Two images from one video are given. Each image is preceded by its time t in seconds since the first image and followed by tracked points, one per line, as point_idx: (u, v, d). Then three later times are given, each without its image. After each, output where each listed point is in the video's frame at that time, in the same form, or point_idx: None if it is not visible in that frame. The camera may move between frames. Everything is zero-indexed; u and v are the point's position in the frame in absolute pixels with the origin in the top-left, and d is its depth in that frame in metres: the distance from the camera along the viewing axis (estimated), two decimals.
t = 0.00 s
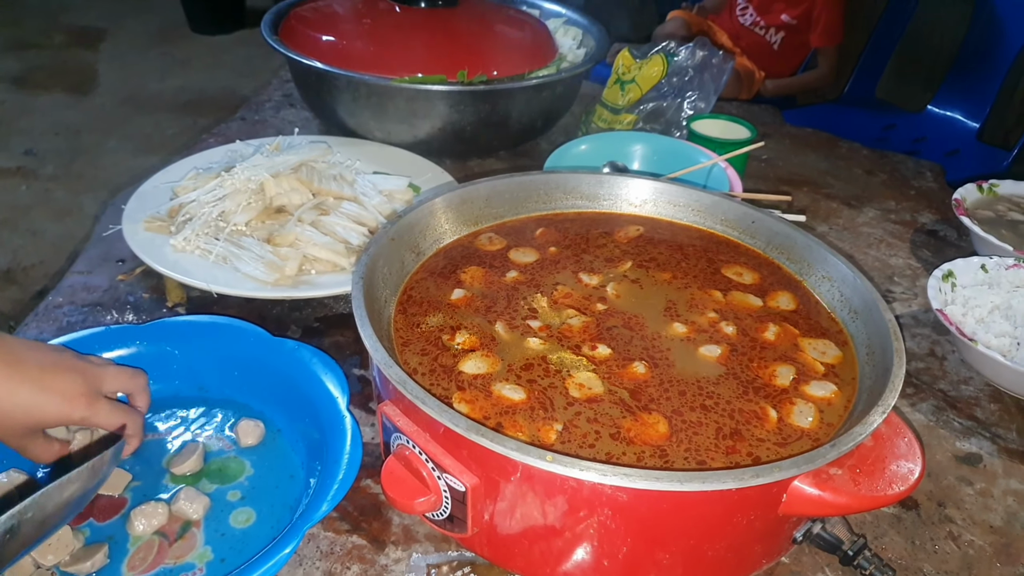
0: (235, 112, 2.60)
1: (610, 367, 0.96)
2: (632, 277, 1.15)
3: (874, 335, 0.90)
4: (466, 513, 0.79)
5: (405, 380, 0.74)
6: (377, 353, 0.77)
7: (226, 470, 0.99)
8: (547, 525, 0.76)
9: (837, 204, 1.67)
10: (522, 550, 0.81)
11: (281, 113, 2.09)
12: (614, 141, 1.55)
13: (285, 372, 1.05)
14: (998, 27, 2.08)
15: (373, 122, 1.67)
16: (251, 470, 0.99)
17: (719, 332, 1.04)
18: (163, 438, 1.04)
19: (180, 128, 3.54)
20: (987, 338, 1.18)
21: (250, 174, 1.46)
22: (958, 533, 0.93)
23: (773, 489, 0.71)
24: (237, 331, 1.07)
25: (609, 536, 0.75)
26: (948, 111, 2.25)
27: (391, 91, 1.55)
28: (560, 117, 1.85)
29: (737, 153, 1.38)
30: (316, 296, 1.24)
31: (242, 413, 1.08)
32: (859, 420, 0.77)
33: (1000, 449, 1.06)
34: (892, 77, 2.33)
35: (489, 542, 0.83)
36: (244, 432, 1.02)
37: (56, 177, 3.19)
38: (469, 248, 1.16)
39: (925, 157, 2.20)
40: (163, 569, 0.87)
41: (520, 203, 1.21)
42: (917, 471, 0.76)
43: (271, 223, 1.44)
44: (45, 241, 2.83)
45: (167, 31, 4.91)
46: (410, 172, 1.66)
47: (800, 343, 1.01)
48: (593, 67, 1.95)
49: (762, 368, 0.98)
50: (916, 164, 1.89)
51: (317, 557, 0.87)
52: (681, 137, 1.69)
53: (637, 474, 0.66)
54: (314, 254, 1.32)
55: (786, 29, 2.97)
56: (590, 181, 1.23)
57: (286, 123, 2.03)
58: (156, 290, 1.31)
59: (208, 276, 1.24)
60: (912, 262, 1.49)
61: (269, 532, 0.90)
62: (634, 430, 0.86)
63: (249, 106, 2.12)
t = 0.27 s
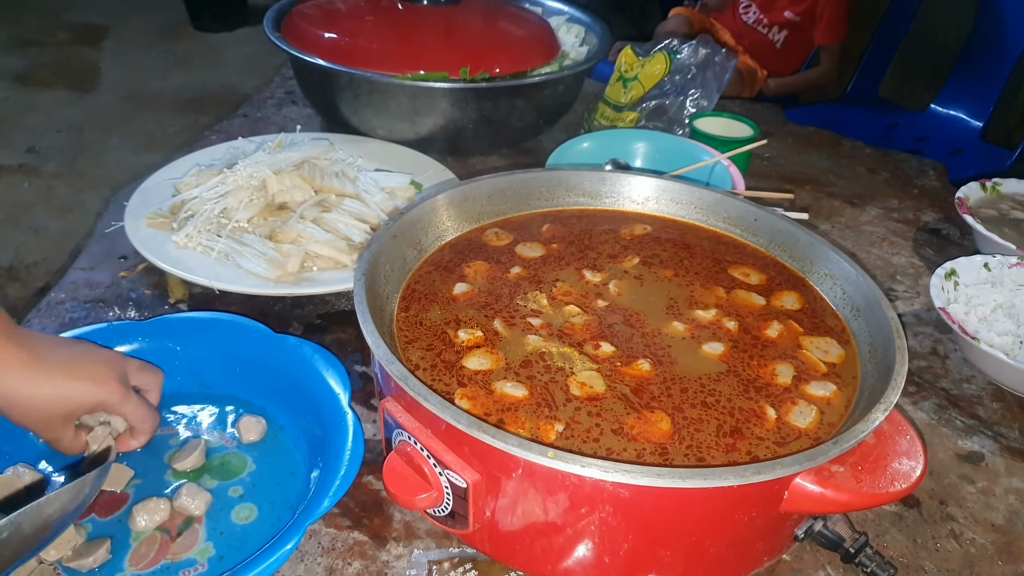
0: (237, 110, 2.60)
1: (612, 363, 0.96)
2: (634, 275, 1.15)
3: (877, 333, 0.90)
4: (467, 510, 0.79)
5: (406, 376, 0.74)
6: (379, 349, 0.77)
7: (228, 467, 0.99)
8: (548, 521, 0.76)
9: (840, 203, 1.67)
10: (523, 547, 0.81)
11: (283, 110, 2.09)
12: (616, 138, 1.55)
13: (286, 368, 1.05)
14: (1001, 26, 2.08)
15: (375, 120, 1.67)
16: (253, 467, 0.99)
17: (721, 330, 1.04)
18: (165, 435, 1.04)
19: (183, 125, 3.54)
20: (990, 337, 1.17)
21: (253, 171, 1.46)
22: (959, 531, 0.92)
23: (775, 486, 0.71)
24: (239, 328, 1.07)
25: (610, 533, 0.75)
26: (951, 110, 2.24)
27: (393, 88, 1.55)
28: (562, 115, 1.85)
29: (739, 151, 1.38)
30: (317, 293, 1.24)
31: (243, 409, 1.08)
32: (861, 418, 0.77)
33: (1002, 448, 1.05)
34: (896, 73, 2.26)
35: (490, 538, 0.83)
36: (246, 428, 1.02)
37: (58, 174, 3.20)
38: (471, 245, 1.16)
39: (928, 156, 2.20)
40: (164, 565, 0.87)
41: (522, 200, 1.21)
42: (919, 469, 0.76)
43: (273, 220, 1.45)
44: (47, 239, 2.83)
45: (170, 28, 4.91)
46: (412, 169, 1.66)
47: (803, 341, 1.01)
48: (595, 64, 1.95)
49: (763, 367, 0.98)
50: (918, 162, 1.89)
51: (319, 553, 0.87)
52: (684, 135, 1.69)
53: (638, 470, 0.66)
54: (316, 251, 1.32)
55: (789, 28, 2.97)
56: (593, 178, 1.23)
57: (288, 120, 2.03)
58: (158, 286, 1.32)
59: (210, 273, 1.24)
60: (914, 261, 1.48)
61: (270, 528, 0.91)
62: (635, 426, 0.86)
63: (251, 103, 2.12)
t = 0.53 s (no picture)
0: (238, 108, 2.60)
1: (613, 361, 0.96)
2: (635, 273, 1.15)
3: (879, 330, 0.90)
4: (468, 507, 0.79)
5: (407, 374, 0.74)
6: (380, 347, 0.77)
7: (229, 463, 0.99)
8: (550, 519, 0.76)
9: (841, 201, 1.66)
10: (524, 544, 0.81)
11: (285, 108, 2.09)
12: (618, 136, 1.55)
13: (287, 365, 1.05)
14: (1004, 24, 2.07)
15: (376, 117, 1.67)
16: (253, 464, 0.99)
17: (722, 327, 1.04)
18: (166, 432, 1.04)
19: (185, 123, 3.55)
20: (992, 335, 1.17)
21: (254, 168, 1.46)
22: (961, 529, 0.92)
23: (776, 483, 0.71)
24: (240, 325, 1.07)
25: (612, 531, 0.75)
26: (953, 108, 2.23)
27: (395, 86, 1.55)
28: (564, 113, 1.85)
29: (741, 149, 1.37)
30: (319, 290, 1.24)
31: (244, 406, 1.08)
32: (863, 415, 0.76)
33: (1004, 446, 1.05)
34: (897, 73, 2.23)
35: (491, 536, 0.83)
36: (247, 425, 1.02)
37: (60, 172, 3.20)
38: (472, 243, 1.16)
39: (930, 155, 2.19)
40: (165, 562, 0.88)
41: (523, 198, 1.21)
42: (920, 467, 0.75)
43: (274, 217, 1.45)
44: (49, 236, 2.83)
45: (172, 26, 4.91)
46: (413, 167, 1.66)
47: (804, 340, 1.01)
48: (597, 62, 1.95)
49: (764, 364, 0.98)
50: (920, 161, 1.88)
51: (320, 550, 0.87)
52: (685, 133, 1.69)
53: (640, 467, 0.66)
54: (317, 248, 1.32)
55: (791, 26, 2.96)
56: (594, 175, 1.23)
57: (289, 117, 2.03)
58: (159, 284, 1.32)
59: (211, 270, 1.24)
60: (916, 259, 1.48)
61: (270, 525, 0.90)
62: (636, 424, 0.86)
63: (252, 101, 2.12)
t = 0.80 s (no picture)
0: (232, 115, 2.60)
1: (605, 364, 0.96)
2: (626, 275, 1.15)
3: (869, 328, 0.90)
4: (461, 513, 0.78)
5: (398, 381, 0.74)
6: (371, 355, 0.77)
7: (223, 474, 0.99)
8: (543, 524, 0.76)
9: (834, 198, 1.67)
10: (519, 550, 0.81)
11: (277, 115, 2.09)
12: (609, 138, 1.55)
13: (281, 374, 1.05)
14: (993, 18, 2.08)
15: (368, 123, 1.67)
16: (248, 473, 0.99)
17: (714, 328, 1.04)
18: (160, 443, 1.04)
19: (179, 130, 3.54)
20: (983, 330, 1.17)
21: (245, 176, 1.46)
22: (955, 525, 0.93)
23: (768, 484, 0.71)
24: (233, 334, 1.07)
25: (606, 534, 0.75)
26: (943, 103, 2.24)
27: (385, 91, 1.55)
28: (555, 115, 1.85)
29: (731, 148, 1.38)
30: (312, 298, 1.24)
31: (238, 416, 1.08)
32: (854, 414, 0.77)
33: (997, 440, 1.06)
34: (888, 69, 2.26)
35: (486, 542, 0.83)
36: (241, 435, 1.02)
37: (54, 182, 3.19)
38: (463, 249, 1.16)
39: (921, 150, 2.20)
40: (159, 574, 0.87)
41: (515, 201, 1.21)
42: (912, 464, 0.76)
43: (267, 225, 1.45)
44: (44, 246, 2.83)
45: (165, 34, 4.91)
46: (405, 172, 1.66)
47: (796, 341, 1.01)
48: (588, 64, 1.95)
49: (755, 365, 0.98)
50: (911, 156, 1.89)
51: (315, 559, 0.87)
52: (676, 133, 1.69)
53: (631, 471, 0.66)
54: (310, 255, 1.32)
55: (782, 24, 2.97)
56: (584, 178, 1.23)
57: (282, 124, 2.03)
58: (152, 294, 1.31)
59: (203, 279, 1.24)
60: (908, 255, 1.48)
61: (266, 535, 0.90)
62: (628, 427, 0.86)
63: (245, 108, 2.12)
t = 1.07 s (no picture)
0: (229, 119, 2.60)
1: (600, 364, 0.96)
2: (622, 275, 1.15)
3: (865, 327, 0.90)
4: (458, 515, 0.78)
5: (393, 384, 0.74)
6: (366, 357, 0.77)
7: (220, 477, 0.99)
8: (540, 525, 0.76)
9: (830, 196, 1.67)
10: (516, 551, 0.81)
11: (273, 118, 2.09)
12: (605, 138, 1.55)
13: (277, 377, 1.05)
14: (988, 16, 2.08)
15: (364, 125, 1.67)
16: (245, 477, 0.99)
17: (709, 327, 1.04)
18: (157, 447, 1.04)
19: (176, 134, 3.54)
20: (980, 327, 1.17)
21: (241, 179, 1.46)
22: (953, 523, 0.92)
23: (764, 483, 0.71)
24: (229, 337, 1.07)
25: (602, 535, 0.75)
26: (940, 100, 2.23)
27: (381, 93, 1.55)
28: (551, 116, 1.85)
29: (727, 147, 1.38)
30: (308, 300, 1.23)
31: (234, 419, 1.08)
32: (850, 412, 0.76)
33: (994, 438, 1.06)
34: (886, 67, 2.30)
35: (483, 543, 0.83)
36: (237, 438, 1.02)
37: (52, 186, 3.19)
38: (458, 250, 1.15)
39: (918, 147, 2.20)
40: None
41: (510, 202, 1.21)
42: (908, 462, 0.76)
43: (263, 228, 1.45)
44: (42, 251, 2.83)
45: (162, 37, 4.91)
46: (401, 173, 1.66)
47: (791, 340, 1.01)
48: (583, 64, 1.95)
49: (750, 365, 0.98)
50: (907, 154, 1.89)
51: (311, 562, 0.87)
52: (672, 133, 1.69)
53: (626, 472, 0.66)
54: (306, 258, 1.32)
55: (778, 22, 2.97)
56: (579, 178, 1.23)
57: (278, 127, 2.03)
58: (148, 298, 1.31)
59: (199, 282, 1.24)
60: (905, 253, 1.48)
61: (262, 538, 0.90)
62: (623, 428, 0.86)
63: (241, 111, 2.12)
